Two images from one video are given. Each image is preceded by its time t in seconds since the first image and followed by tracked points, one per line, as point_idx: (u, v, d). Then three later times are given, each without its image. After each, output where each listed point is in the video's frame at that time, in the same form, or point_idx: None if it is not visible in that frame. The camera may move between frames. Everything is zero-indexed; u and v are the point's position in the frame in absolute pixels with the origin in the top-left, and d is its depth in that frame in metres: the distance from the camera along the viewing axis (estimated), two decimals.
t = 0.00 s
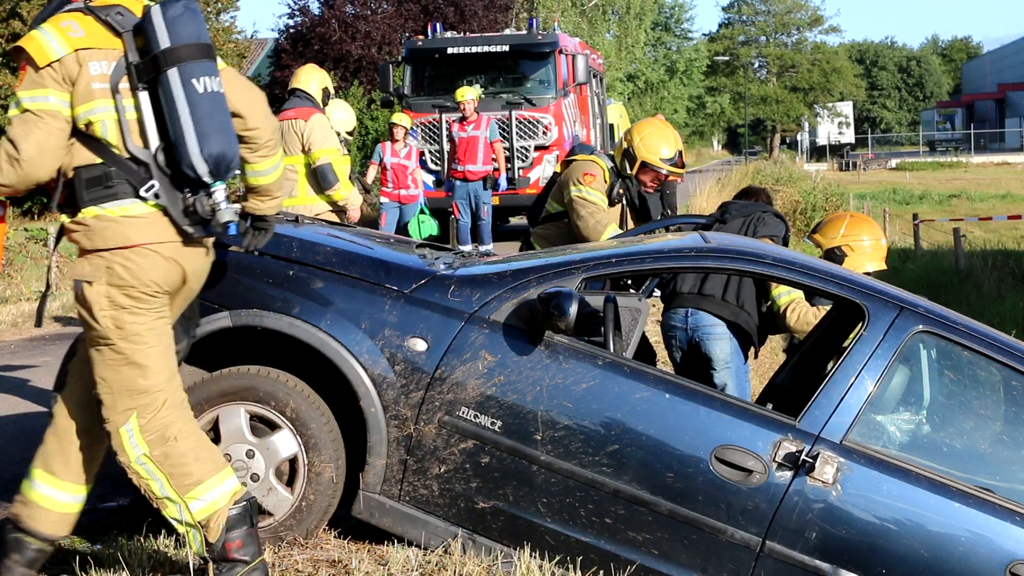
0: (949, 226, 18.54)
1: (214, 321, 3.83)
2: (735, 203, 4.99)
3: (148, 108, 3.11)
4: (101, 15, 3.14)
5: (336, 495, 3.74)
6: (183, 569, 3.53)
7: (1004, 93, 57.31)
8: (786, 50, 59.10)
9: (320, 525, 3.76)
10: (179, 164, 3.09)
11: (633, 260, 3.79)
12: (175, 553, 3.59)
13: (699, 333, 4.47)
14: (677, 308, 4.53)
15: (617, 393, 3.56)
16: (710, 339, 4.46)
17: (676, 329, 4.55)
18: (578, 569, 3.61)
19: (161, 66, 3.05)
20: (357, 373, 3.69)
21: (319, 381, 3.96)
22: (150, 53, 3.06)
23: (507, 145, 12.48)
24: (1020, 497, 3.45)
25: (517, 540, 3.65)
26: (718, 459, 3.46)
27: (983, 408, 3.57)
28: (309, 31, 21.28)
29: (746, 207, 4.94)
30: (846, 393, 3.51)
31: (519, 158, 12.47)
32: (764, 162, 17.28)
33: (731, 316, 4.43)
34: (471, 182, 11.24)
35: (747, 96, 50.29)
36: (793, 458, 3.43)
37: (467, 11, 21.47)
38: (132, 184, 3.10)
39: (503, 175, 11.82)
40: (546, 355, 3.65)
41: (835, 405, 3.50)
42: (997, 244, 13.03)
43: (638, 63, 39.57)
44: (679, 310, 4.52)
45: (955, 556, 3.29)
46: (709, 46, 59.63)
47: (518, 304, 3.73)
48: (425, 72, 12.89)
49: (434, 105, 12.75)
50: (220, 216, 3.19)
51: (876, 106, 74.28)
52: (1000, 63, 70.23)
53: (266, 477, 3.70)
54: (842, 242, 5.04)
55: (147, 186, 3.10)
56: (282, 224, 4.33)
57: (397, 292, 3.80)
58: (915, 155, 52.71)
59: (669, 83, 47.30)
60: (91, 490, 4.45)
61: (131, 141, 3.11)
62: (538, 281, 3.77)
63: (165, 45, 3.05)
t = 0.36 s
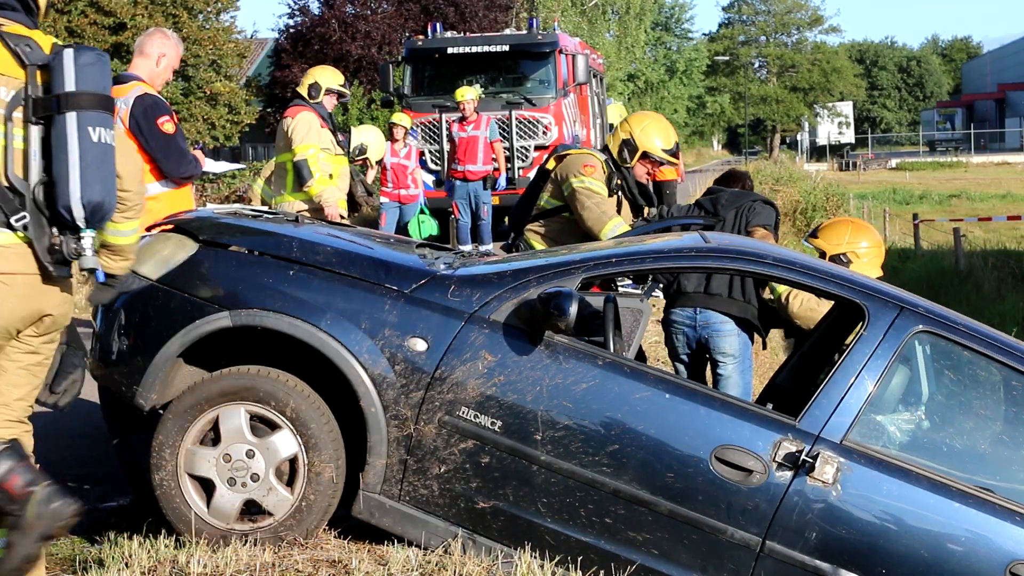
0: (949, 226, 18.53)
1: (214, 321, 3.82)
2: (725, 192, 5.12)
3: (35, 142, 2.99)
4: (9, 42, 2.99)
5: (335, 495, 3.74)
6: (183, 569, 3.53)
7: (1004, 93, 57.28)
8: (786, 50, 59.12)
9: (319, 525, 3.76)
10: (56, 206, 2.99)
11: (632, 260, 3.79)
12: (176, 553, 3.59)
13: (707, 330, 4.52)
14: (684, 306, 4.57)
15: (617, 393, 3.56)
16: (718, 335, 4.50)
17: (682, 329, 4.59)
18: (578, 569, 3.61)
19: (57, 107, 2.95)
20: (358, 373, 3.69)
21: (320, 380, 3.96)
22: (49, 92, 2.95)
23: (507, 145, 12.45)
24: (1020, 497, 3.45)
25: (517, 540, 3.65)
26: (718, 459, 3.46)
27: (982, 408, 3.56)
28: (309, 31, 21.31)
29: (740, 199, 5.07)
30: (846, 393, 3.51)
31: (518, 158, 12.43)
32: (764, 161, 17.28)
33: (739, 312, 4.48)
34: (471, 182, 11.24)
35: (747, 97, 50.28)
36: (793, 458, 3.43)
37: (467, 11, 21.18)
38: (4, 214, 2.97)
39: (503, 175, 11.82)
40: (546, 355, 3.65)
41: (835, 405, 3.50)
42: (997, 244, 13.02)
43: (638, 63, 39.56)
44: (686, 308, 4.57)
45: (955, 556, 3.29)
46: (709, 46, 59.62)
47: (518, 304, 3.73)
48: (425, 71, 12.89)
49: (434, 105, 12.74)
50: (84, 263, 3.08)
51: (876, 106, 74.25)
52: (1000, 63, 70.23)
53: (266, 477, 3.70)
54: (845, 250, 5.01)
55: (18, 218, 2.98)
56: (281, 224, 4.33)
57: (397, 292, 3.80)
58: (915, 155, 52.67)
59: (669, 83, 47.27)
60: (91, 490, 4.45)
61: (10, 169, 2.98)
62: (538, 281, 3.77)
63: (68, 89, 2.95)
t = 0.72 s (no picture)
0: (948, 226, 18.52)
1: (214, 321, 3.82)
2: (712, 179, 5.52)
3: None
4: None
5: (335, 494, 3.74)
6: (183, 569, 3.53)
7: (1004, 93, 57.28)
8: (786, 50, 59.16)
9: (319, 524, 3.75)
10: None
11: (632, 260, 3.79)
12: (176, 554, 3.60)
13: (703, 323, 4.86)
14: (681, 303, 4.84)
15: (617, 393, 3.56)
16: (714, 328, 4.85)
17: (679, 323, 4.90)
18: (578, 569, 3.61)
19: None
20: (358, 373, 3.69)
21: (320, 380, 3.96)
22: None
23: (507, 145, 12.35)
24: (1020, 497, 3.46)
25: (518, 541, 3.65)
26: (718, 459, 3.45)
27: (983, 408, 3.56)
28: (309, 31, 21.32)
29: (726, 187, 5.47)
30: (846, 393, 3.51)
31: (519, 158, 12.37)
32: (764, 162, 17.28)
33: (732, 304, 4.78)
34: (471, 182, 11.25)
35: (747, 97, 50.29)
36: (793, 458, 3.43)
37: (467, 11, 20.96)
38: None
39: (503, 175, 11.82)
40: (546, 355, 3.65)
41: (835, 405, 3.50)
42: (997, 245, 13.00)
43: (638, 63, 39.58)
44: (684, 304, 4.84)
45: (955, 556, 3.29)
46: (709, 46, 59.64)
47: (518, 304, 3.73)
48: (425, 72, 12.90)
49: (434, 105, 12.72)
50: None
51: (876, 106, 74.21)
52: (999, 63, 70.23)
53: (266, 477, 3.70)
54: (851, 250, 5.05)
55: None
56: (281, 224, 4.33)
57: (397, 292, 3.80)
58: (915, 154, 52.63)
59: (669, 83, 47.29)
60: (92, 490, 4.45)
61: None
62: (538, 280, 3.77)
63: None
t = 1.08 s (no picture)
0: (948, 226, 18.50)
1: (214, 321, 3.82)
2: (694, 174, 5.55)
3: None
4: None
5: (336, 494, 3.74)
6: (183, 569, 3.53)
7: (1004, 93, 57.27)
8: (786, 50, 59.17)
9: (319, 525, 3.75)
10: None
11: (632, 260, 3.80)
12: (176, 554, 3.60)
13: (693, 318, 4.90)
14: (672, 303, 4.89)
15: (617, 393, 3.56)
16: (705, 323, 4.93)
17: (671, 317, 4.94)
18: (578, 569, 3.61)
19: None
20: (359, 373, 3.69)
21: (320, 381, 3.96)
22: None
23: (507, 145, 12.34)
24: (1020, 497, 3.46)
25: (518, 541, 3.65)
26: (719, 459, 3.45)
27: (983, 408, 3.56)
28: (309, 31, 21.32)
29: (711, 185, 5.50)
30: (846, 393, 3.51)
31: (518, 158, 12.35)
32: (764, 162, 17.27)
33: (721, 299, 4.85)
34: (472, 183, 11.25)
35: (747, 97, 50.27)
36: (793, 458, 3.43)
37: (467, 11, 21.12)
38: None
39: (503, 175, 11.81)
40: (546, 355, 3.65)
41: (835, 405, 3.49)
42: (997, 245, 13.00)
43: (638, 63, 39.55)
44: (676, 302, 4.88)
45: (955, 556, 3.29)
46: (709, 45, 59.61)
47: (518, 304, 3.73)
48: (425, 72, 12.90)
49: (434, 105, 12.72)
50: None
51: (876, 106, 74.20)
52: (999, 63, 70.23)
53: (266, 477, 3.70)
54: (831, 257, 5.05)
55: None
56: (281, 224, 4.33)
57: (398, 292, 3.80)
58: (915, 155, 52.61)
59: (669, 84, 47.30)
60: (92, 490, 4.45)
61: None
62: (539, 280, 3.77)
63: None
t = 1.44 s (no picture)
0: (948, 226, 18.51)
1: (214, 321, 3.82)
2: (667, 172, 5.77)
3: None
4: None
5: (336, 494, 3.74)
6: (183, 569, 3.53)
7: (1004, 92, 57.27)
8: (786, 49, 59.18)
9: (319, 524, 3.75)
10: None
11: (631, 260, 3.79)
12: (176, 554, 3.60)
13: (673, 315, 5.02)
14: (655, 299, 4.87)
15: (617, 393, 3.56)
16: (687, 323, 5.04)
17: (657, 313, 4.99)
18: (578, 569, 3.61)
19: None
20: (359, 373, 3.69)
21: (320, 381, 3.95)
22: None
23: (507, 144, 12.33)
24: (1020, 497, 3.46)
25: (518, 541, 3.65)
26: (718, 459, 3.45)
27: (983, 408, 3.56)
28: (309, 31, 21.31)
29: (684, 182, 5.75)
30: (846, 393, 3.51)
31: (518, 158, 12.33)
32: (764, 162, 17.27)
33: (696, 297, 4.95)
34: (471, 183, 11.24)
35: (746, 97, 50.25)
36: (793, 458, 3.43)
37: (467, 11, 21.05)
38: None
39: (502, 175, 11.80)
40: (546, 355, 3.65)
41: (835, 405, 3.50)
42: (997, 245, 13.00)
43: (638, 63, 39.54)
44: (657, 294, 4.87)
45: (955, 556, 3.29)
46: (709, 45, 59.57)
47: (518, 304, 3.73)
48: (425, 72, 12.89)
49: (434, 105, 12.71)
50: None
51: (876, 106, 74.18)
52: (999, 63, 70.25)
53: (266, 477, 3.70)
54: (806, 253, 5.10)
55: None
56: (281, 224, 4.33)
57: (398, 292, 3.80)
58: (915, 155, 52.58)
59: (669, 84, 47.30)
60: (92, 490, 4.45)
61: None
62: (539, 280, 3.77)
63: None
